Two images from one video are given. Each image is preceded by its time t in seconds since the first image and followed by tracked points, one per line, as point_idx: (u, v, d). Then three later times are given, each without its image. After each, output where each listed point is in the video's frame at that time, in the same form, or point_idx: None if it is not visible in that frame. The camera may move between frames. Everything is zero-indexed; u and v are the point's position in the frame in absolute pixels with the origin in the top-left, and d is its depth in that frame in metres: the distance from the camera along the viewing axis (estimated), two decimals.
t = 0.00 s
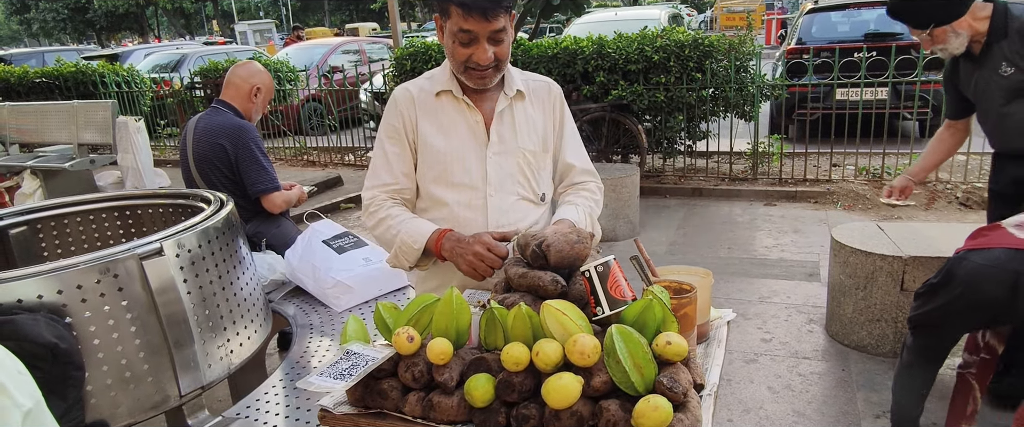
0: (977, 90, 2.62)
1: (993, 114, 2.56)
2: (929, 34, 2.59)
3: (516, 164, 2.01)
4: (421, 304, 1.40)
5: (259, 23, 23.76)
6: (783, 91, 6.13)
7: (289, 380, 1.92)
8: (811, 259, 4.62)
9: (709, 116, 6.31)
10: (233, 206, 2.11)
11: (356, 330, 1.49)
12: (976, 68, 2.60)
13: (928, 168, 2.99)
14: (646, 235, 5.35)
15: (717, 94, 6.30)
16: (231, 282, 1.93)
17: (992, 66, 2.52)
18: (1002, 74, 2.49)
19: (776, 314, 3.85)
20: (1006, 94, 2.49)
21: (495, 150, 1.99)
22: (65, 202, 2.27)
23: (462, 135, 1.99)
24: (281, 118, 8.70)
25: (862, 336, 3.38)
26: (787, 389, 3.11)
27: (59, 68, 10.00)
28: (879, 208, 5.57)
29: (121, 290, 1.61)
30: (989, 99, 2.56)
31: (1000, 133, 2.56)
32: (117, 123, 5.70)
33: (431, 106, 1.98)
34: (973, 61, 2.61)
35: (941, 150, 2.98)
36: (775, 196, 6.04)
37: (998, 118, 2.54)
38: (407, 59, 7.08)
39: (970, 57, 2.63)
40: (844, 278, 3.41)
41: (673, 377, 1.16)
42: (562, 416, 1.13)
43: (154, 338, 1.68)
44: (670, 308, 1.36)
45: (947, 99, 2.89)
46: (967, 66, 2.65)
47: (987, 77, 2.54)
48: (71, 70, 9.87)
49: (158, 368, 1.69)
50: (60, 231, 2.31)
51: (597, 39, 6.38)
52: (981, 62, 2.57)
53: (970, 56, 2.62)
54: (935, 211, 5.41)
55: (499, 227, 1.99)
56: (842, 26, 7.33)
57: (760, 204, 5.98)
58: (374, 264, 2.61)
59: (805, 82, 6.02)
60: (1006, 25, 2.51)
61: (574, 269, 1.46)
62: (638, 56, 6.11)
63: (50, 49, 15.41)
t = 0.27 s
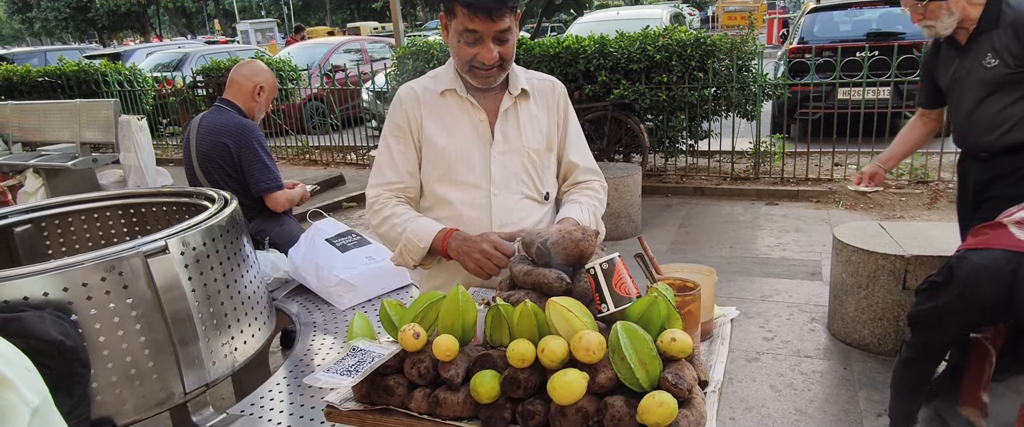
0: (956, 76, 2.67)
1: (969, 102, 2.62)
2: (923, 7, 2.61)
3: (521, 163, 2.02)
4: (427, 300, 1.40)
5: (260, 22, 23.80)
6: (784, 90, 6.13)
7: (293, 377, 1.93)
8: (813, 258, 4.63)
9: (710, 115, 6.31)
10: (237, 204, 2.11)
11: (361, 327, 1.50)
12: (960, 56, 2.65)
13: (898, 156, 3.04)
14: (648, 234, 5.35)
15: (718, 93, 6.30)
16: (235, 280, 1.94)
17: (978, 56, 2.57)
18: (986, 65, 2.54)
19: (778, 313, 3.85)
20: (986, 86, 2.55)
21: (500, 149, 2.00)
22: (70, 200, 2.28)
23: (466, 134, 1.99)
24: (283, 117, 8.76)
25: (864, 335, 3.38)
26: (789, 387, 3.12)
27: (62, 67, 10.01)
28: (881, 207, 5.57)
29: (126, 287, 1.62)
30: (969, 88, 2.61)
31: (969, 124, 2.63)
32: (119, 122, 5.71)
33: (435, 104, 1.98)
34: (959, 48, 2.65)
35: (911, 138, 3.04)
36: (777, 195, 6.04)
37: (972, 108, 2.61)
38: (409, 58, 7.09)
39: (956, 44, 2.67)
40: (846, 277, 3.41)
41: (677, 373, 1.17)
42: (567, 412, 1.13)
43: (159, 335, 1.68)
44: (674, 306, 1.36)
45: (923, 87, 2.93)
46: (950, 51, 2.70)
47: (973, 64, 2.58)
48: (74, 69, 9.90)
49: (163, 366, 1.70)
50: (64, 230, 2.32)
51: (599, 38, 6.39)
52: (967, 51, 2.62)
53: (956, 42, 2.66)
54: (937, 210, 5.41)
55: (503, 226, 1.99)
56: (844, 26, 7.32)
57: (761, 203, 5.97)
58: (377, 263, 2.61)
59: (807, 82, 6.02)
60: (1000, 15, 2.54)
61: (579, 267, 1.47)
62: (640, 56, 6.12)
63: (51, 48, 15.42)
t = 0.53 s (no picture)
0: (918, 72, 2.81)
1: (929, 98, 2.76)
2: None
3: (525, 163, 2.03)
4: (432, 299, 1.41)
5: (262, 22, 23.82)
6: (786, 90, 6.13)
7: (296, 376, 1.94)
8: (815, 258, 4.63)
9: (712, 115, 6.32)
10: (240, 203, 2.12)
11: (367, 326, 1.51)
12: (924, 52, 2.78)
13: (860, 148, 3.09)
14: (649, 233, 5.35)
15: (720, 93, 6.31)
16: (240, 279, 1.95)
17: (941, 52, 2.70)
18: (949, 62, 2.68)
19: (780, 313, 3.85)
20: (946, 83, 2.70)
21: (504, 149, 2.00)
22: (74, 200, 2.28)
23: (470, 134, 2.00)
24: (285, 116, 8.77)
25: (865, 334, 3.39)
26: (791, 387, 3.12)
27: (65, 66, 10.03)
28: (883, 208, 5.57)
29: (131, 286, 1.62)
30: (930, 85, 2.75)
31: (926, 121, 2.78)
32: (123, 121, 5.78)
33: (439, 105, 1.99)
34: (923, 44, 2.79)
35: (874, 132, 3.11)
36: (778, 195, 6.05)
37: (932, 104, 2.75)
38: (411, 57, 7.10)
39: (920, 40, 2.80)
40: (848, 277, 3.41)
41: (681, 372, 1.17)
42: (572, 410, 1.14)
43: (164, 334, 1.69)
44: (677, 305, 1.37)
45: (886, 82, 3.04)
46: (914, 47, 2.83)
47: (935, 61, 2.73)
48: (76, 68, 9.92)
49: (168, 364, 1.71)
50: (69, 228, 2.33)
51: (601, 37, 6.39)
52: (931, 46, 2.75)
53: (920, 39, 2.80)
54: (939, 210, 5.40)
55: (506, 226, 2.00)
56: (846, 26, 7.32)
57: (763, 203, 5.97)
58: (380, 262, 2.62)
59: (808, 82, 6.02)
60: (964, 14, 2.67)
61: (583, 266, 1.48)
62: (642, 55, 6.13)
63: (55, 47, 15.48)
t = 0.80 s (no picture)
0: (858, 75, 2.79)
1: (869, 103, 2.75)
2: None
3: (528, 163, 2.03)
4: (437, 298, 1.42)
5: (264, 21, 23.86)
6: (788, 90, 6.13)
7: (299, 375, 1.94)
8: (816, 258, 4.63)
9: (714, 115, 6.31)
10: (244, 202, 2.12)
11: (371, 324, 1.51)
12: (865, 54, 2.76)
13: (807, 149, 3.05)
14: (651, 233, 5.35)
15: (722, 93, 6.29)
16: (243, 278, 1.95)
17: (881, 56, 2.68)
18: (887, 66, 2.65)
19: (782, 313, 3.86)
20: (884, 86, 2.68)
21: (507, 149, 2.01)
22: (78, 198, 2.29)
23: (473, 134, 2.00)
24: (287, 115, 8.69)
25: (867, 334, 3.39)
26: (793, 387, 3.12)
27: (67, 66, 10.04)
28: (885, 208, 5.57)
29: (135, 284, 1.63)
30: (869, 88, 2.74)
31: (865, 124, 2.78)
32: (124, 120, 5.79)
33: (443, 104, 1.99)
34: (864, 47, 2.75)
35: (820, 134, 3.08)
36: (780, 195, 6.04)
37: (871, 107, 2.75)
38: (413, 57, 7.10)
39: (862, 42, 2.77)
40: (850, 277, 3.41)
41: (685, 371, 1.18)
42: (576, 409, 1.14)
43: (168, 333, 1.69)
44: (681, 304, 1.38)
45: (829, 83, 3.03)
46: (856, 50, 2.81)
47: (875, 65, 2.70)
48: (79, 67, 9.93)
49: (171, 363, 1.71)
50: (72, 227, 2.33)
51: (603, 37, 6.39)
52: (872, 49, 2.72)
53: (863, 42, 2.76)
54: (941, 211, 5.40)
55: (510, 226, 2.00)
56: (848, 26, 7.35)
57: (764, 203, 5.97)
58: (384, 260, 2.62)
59: (811, 81, 6.02)
60: (904, 16, 2.62)
61: (587, 265, 1.48)
62: (644, 55, 6.13)
63: (57, 46, 15.50)
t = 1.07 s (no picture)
0: (813, 73, 2.78)
1: (823, 101, 2.74)
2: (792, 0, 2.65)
3: (531, 163, 2.03)
4: (439, 297, 1.42)
5: (266, 21, 23.92)
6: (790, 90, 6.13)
7: (301, 374, 1.95)
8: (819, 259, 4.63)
9: (716, 115, 6.30)
10: (246, 202, 2.12)
11: (374, 323, 1.51)
12: (819, 53, 2.74)
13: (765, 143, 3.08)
14: (653, 233, 5.35)
15: (724, 93, 6.28)
16: (245, 277, 1.95)
17: (834, 55, 2.66)
18: (842, 65, 2.64)
19: (784, 313, 3.85)
20: (839, 85, 2.67)
21: (510, 149, 2.01)
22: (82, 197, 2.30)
23: (476, 133, 2.01)
24: (289, 115, 8.80)
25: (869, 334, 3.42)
26: (795, 387, 3.13)
27: (70, 65, 10.07)
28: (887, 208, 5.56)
29: (138, 283, 1.63)
30: (824, 86, 2.72)
31: (821, 121, 2.77)
32: (127, 119, 5.80)
33: (445, 104, 2.00)
34: (819, 46, 2.74)
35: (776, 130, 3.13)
36: (782, 195, 6.03)
37: (827, 105, 2.73)
38: (415, 56, 7.09)
39: (816, 41, 2.76)
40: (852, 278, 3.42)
41: (688, 371, 1.18)
42: (579, 409, 1.14)
43: (171, 332, 1.69)
44: (684, 304, 1.38)
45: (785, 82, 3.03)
46: (811, 48, 2.79)
47: (829, 64, 2.68)
48: (82, 66, 9.95)
49: (174, 362, 1.71)
50: (75, 226, 2.33)
51: (605, 37, 6.39)
52: (826, 48, 2.70)
53: (817, 40, 2.75)
54: (943, 211, 5.39)
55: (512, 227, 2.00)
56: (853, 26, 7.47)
57: (766, 203, 5.96)
58: (385, 260, 2.62)
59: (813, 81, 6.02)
60: (857, 15, 2.61)
61: (590, 265, 1.48)
62: (646, 55, 6.14)
63: (60, 45, 15.54)
